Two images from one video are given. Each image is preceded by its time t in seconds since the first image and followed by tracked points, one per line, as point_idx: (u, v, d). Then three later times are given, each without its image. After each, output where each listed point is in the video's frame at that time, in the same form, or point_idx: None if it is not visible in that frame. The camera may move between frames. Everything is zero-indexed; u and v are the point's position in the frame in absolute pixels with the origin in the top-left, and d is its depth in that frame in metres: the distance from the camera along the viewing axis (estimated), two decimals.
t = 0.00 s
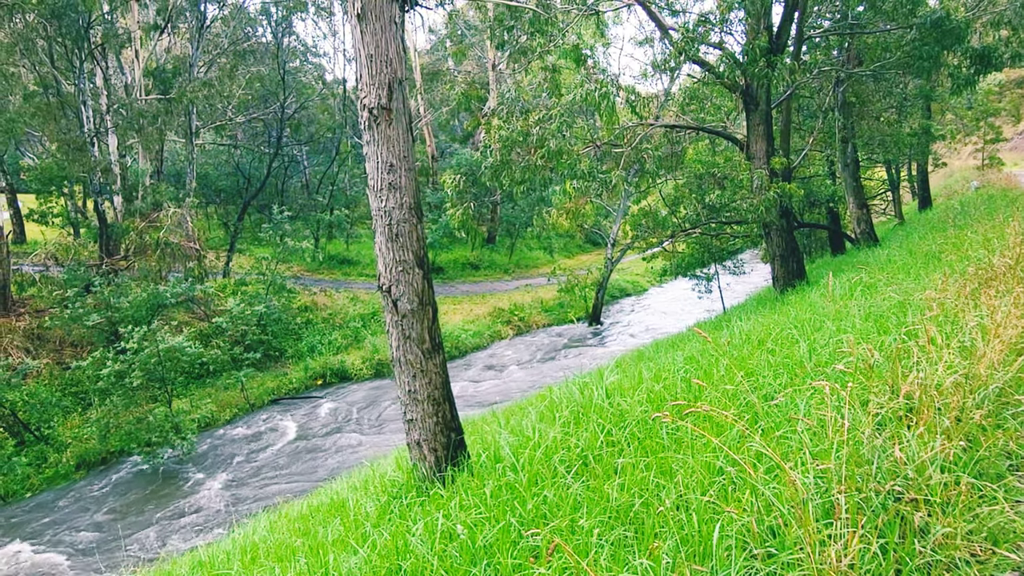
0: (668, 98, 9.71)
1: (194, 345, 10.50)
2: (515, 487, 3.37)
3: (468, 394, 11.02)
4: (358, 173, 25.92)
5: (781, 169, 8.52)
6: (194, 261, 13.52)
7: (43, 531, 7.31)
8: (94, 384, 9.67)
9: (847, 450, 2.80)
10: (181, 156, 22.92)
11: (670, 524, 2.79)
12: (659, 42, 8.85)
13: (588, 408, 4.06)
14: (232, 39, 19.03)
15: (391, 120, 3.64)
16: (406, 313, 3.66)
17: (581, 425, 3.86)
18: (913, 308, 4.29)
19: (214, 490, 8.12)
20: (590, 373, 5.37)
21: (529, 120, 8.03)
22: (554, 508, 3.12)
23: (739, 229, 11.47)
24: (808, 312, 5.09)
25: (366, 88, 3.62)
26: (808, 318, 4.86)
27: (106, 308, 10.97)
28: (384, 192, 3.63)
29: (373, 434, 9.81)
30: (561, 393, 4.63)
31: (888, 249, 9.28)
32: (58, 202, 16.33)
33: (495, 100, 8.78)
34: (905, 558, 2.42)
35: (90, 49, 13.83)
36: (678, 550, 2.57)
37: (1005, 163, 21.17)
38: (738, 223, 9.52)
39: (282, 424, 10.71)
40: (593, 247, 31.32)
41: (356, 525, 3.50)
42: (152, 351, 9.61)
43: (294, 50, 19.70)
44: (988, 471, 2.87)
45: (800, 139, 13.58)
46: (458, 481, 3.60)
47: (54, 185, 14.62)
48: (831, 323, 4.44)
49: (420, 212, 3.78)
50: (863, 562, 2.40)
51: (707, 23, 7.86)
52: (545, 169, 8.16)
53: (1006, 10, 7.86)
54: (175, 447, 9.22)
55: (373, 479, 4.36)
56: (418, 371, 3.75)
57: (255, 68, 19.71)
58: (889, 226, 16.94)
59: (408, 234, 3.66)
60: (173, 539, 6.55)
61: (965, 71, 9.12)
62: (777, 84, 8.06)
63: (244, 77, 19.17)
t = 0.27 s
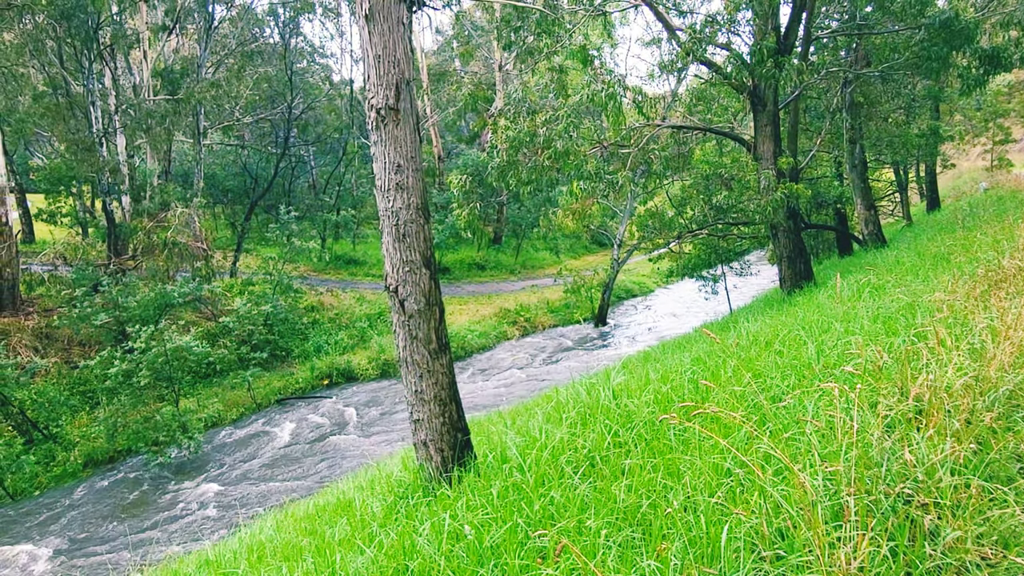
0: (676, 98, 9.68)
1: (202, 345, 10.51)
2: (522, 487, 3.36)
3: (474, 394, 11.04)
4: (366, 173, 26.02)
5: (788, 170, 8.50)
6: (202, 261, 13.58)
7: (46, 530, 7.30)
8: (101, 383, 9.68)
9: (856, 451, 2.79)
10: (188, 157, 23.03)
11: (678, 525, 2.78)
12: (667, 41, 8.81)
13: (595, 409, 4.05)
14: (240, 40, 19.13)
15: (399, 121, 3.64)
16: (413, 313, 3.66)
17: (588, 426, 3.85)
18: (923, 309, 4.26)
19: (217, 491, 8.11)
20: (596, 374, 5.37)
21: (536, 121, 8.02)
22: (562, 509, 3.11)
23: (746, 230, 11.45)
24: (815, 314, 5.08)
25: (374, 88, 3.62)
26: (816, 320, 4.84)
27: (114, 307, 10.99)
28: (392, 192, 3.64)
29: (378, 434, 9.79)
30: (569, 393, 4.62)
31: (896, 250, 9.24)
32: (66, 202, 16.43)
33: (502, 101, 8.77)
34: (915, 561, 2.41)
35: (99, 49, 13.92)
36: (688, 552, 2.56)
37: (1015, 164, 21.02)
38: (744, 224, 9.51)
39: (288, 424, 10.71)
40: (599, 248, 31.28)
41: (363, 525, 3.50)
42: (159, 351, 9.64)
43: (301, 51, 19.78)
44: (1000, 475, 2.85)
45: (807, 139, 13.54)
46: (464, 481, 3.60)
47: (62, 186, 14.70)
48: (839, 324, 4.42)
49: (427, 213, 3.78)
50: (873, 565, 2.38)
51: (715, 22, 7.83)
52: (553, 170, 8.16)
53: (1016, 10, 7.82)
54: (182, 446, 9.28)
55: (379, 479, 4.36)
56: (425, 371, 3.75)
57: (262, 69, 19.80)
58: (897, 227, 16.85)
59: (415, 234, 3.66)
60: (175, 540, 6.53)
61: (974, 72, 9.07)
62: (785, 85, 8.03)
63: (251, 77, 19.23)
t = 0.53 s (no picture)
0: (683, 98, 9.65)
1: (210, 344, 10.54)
2: (531, 487, 3.36)
3: (482, 393, 11.07)
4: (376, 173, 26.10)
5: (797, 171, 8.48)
6: (211, 260, 13.64)
7: (50, 530, 7.30)
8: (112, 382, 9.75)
9: (866, 453, 2.78)
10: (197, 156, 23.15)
11: (687, 527, 2.77)
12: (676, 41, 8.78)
13: (604, 410, 4.04)
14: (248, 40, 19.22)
15: (407, 121, 3.65)
16: (421, 312, 3.67)
17: (596, 426, 3.85)
18: (934, 311, 4.23)
19: (223, 490, 8.12)
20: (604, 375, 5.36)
21: (544, 121, 8.02)
22: (570, 509, 3.11)
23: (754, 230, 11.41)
24: (824, 315, 5.07)
25: (383, 89, 3.63)
26: (826, 321, 4.81)
27: (123, 306, 11.05)
28: (400, 192, 3.64)
29: (384, 434, 9.80)
30: (577, 393, 4.61)
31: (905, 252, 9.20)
32: (76, 201, 16.52)
33: (510, 101, 8.78)
34: (926, 563, 2.39)
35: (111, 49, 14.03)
36: (697, 553, 2.55)
37: None
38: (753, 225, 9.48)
39: (295, 423, 10.73)
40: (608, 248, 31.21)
41: (372, 524, 3.51)
42: (169, 350, 9.68)
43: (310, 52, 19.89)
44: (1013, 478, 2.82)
45: (816, 140, 13.50)
46: (473, 481, 3.60)
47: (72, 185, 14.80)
48: (849, 325, 4.40)
49: (436, 213, 3.79)
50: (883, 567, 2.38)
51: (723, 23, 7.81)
52: (561, 170, 8.15)
53: None
54: (190, 445, 9.33)
55: (388, 478, 4.37)
56: (433, 370, 3.75)
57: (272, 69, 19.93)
58: (907, 228, 16.75)
59: (424, 234, 3.67)
60: (179, 541, 6.52)
61: (985, 72, 9.01)
62: (794, 85, 8.00)
63: (260, 77, 19.31)
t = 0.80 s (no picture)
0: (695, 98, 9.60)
1: (224, 343, 10.60)
2: (544, 487, 3.36)
3: (493, 393, 11.09)
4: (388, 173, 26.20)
5: (810, 171, 8.43)
6: (224, 260, 13.71)
7: (61, 528, 7.33)
8: (127, 379, 9.95)
9: (883, 454, 2.76)
10: (211, 156, 23.33)
11: (701, 529, 2.75)
12: (688, 41, 8.74)
13: (617, 410, 4.03)
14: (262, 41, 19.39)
15: (421, 121, 3.65)
16: (435, 312, 3.67)
17: (610, 426, 3.84)
18: (951, 312, 4.19)
19: (233, 488, 8.14)
20: (617, 374, 5.35)
21: (556, 121, 8.00)
22: (584, 509, 3.10)
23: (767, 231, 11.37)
24: (838, 316, 5.03)
25: (397, 89, 3.64)
26: (840, 322, 4.78)
27: (138, 305, 11.13)
28: (414, 192, 3.65)
29: (395, 434, 9.79)
30: (590, 393, 4.60)
31: (920, 253, 9.14)
32: (93, 201, 16.67)
33: (522, 100, 8.77)
34: (945, 567, 2.37)
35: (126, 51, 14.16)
36: (712, 555, 2.54)
37: None
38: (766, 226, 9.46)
39: (306, 422, 10.75)
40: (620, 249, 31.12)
41: (386, 522, 3.53)
42: (183, 347, 9.76)
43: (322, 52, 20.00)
44: None
45: (830, 140, 13.41)
46: (485, 481, 3.60)
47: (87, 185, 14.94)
48: (863, 327, 4.37)
49: (449, 212, 3.79)
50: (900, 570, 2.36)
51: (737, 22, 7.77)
52: (573, 171, 8.13)
53: None
54: (203, 442, 9.38)
55: (400, 477, 4.38)
56: (445, 370, 3.75)
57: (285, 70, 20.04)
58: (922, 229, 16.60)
59: (437, 234, 3.67)
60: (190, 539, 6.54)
61: (1001, 72, 8.92)
62: (807, 85, 7.95)
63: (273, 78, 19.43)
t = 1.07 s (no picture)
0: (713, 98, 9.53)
1: (243, 341, 10.68)
2: (562, 486, 3.35)
3: (508, 392, 11.11)
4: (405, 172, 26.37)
5: (830, 171, 8.35)
6: (244, 259, 13.83)
7: (78, 524, 7.41)
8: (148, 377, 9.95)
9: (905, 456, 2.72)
10: (230, 156, 23.59)
11: (721, 529, 2.74)
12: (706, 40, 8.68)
13: (635, 409, 4.02)
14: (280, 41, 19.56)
15: (440, 120, 3.66)
16: (452, 311, 3.68)
17: (628, 426, 3.83)
18: (974, 313, 4.13)
19: (247, 486, 8.18)
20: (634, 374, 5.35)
21: (574, 121, 7.99)
22: (602, 509, 3.10)
23: (785, 231, 11.27)
24: (859, 316, 5.00)
25: (416, 88, 3.65)
26: (862, 322, 4.74)
27: (159, 303, 11.27)
28: (432, 192, 3.66)
29: (409, 433, 9.80)
30: (608, 393, 4.59)
31: (941, 254, 9.03)
32: (114, 200, 16.91)
33: (539, 101, 8.77)
34: (970, 571, 2.33)
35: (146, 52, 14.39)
36: (733, 556, 2.53)
37: None
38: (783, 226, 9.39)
39: (322, 420, 10.81)
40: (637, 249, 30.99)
41: (405, 520, 3.54)
42: (203, 345, 9.78)
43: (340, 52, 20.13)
44: None
45: (850, 139, 13.29)
46: (503, 479, 3.60)
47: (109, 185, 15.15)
48: (884, 327, 4.34)
49: (467, 212, 3.79)
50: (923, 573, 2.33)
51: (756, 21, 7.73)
52: (590, 171, 8.13)
53: None
54: (223, 439, 9.48)
55: (418, 475, 4.40)
56: (463, 369, 3.76)
57: (303, 70, 20.22)
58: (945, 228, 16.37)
59: (456, 233, 3.68)
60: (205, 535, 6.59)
61: None
62: (827, 84, 7.88)
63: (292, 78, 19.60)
